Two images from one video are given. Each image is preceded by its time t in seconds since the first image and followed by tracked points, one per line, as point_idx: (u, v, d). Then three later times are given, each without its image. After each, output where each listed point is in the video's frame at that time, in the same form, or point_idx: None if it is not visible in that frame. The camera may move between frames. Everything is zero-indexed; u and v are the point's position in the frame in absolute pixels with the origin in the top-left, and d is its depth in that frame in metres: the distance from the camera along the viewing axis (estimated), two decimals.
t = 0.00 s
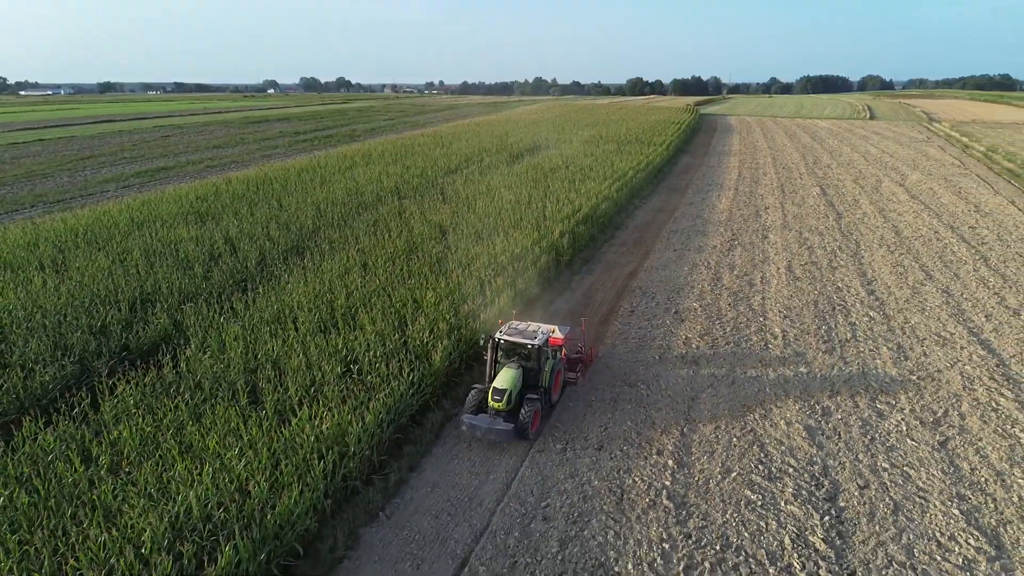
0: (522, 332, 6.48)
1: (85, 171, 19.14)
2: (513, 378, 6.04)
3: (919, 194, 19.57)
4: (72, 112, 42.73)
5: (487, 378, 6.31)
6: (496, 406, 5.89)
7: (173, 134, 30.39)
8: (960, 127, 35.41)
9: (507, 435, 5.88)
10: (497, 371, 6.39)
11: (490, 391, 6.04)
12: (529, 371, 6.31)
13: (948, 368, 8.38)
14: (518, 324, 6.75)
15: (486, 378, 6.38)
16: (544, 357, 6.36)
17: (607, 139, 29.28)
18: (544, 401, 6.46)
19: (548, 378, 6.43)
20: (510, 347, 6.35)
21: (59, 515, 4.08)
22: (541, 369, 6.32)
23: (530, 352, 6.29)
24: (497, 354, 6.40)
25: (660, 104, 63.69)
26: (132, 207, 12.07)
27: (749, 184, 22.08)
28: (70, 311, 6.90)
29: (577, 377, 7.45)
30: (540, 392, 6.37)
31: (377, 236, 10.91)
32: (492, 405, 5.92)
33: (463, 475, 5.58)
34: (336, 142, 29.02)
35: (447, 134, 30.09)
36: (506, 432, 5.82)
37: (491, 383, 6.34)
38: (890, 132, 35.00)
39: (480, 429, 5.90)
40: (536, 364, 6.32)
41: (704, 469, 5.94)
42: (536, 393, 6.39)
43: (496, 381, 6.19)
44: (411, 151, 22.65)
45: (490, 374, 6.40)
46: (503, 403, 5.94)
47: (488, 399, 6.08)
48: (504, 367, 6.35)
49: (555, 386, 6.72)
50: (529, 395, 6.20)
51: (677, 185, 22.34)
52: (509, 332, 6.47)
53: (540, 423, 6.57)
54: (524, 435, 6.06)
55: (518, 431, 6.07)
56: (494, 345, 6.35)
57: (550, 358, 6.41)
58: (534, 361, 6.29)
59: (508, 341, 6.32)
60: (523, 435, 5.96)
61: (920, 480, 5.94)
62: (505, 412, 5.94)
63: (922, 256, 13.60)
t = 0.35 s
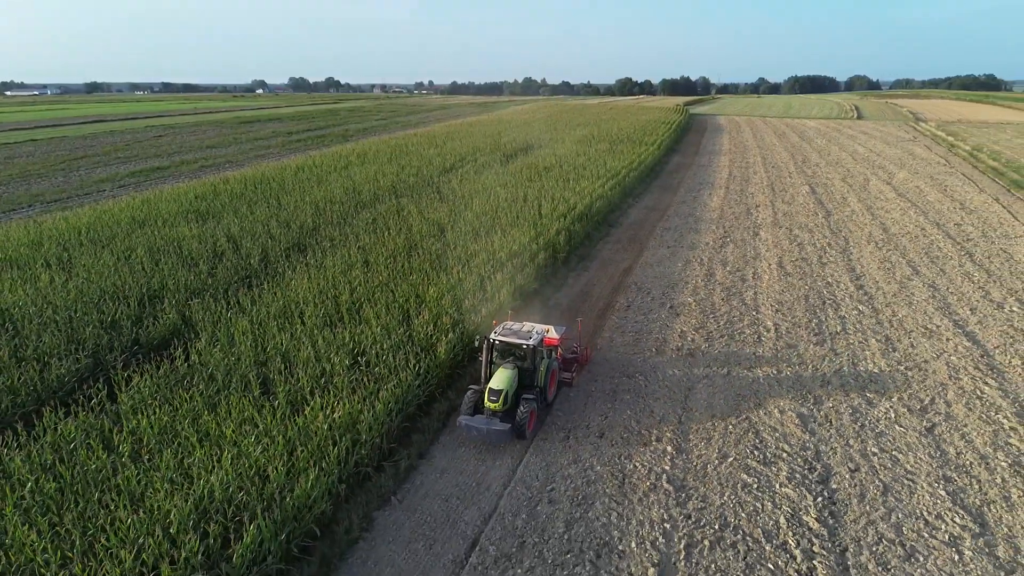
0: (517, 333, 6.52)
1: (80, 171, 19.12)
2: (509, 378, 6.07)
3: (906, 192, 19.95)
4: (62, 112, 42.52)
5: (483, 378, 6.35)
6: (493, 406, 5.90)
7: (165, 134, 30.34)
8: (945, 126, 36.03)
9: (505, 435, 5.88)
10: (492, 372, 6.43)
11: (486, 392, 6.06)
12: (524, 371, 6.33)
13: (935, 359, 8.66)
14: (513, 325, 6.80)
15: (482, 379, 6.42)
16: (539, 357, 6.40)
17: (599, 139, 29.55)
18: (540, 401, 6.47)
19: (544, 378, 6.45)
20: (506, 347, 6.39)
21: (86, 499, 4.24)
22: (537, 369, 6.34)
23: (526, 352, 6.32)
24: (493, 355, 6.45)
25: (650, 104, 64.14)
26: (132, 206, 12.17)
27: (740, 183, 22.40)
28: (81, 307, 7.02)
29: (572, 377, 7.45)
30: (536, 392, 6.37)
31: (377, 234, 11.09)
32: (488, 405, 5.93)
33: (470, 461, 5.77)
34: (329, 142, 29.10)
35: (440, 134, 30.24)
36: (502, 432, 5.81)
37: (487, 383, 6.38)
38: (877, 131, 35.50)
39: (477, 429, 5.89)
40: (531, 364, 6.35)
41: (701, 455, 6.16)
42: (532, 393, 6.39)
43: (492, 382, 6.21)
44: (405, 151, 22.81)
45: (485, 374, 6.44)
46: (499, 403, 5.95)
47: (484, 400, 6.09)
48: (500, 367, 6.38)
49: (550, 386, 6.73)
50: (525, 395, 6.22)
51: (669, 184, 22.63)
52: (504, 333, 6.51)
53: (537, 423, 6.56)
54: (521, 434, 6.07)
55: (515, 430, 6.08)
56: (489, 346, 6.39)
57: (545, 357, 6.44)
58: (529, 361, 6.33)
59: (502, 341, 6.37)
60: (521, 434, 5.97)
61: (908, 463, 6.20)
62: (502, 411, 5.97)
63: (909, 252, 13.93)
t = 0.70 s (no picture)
0: (515, 333, 6.50)
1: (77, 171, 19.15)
2: (507, 378, 6.08)
3: (896, 190, 20.31)
4: (54, 112, 42.40)
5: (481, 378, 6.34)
6: (492, 406, 5.93)
7: (160, 134, 30.33)
8: (933, 126, 36.54)
9: (505, 434, 5.89)
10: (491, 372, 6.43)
11: (485, 392, 6.08)
12: (523, 371, 6.33)
13: (924, 350, 8.93)
14: (511, 325, 6.79)
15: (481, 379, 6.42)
16: (536, 357, 6.39)
17: (594, 139, 29.80)
18: (538, 400, 6.46)
19: (542, 378, 6.45)
20: (504, 347, 6.39)
21: (114, 482, 4.39)
22: (536, 369, 6.33)
23: (524, 352, 6.31)
24: (491, 355, 6.44)
25: (641, 104, 64.48)
26: (135, 204, 12.29)
27: (733, 182, 22.70)
28: (93, 303, 7.16)
29: (570, 377, 7.43)
30: (534, 392, 6.36)
31: (379, 231, 11.26)
32: (487, 405, 5.96)
33: (478, 449, 5.96)
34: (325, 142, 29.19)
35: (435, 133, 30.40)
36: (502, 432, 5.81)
37: (486, 383, 6.38)
38: (867, 131, 35.94)
39: (476, 429, 5.91)
40: (529, 364, 6.34)
41: (701, 441, 6.38)
42: (531, 392, 6.38)
43: (491, 382, 6.21)
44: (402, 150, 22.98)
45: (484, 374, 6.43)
46: (498, 403, 5.98)
47: (483, 400, 6.11)
48: (498, 367, 6.38)
49: (548, 385, 6.72)
50: (524, 395, 6.22)
51: (663, 182, 22.92)
52: (502, 333, 6.50)
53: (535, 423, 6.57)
54: (520, 434, 6.09)
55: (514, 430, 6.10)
56: (487, 346, 6.39)
57: (544, 357, 6.43)
58: (528, 361, 6.32)
59: (500, 341, 6.36)
60: (520, 434, 5.98)
61: (899, 448, 6.45)
62: (501, 411, 5.98)
63: (899, 248, 14.24)
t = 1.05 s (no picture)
0: (514, 333, 6.47)
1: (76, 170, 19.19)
2: (507, 378, 6.07)
3: (886, 189, 20.64)
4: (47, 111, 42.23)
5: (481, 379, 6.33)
6: (491, 407, 5.92)
7: (156, 134, 30.32)
8: (922, 125, 37.02)
9: (505, 435, 5.87)
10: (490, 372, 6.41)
11: (485, 392, 6.07)
12: (522, 371, 6.32)
13: (915, 342, 9.19)
14: (510, 325, 6.77)
15: (481, 379, 6.41)
16: (535, 357, 6.38)
17: (588, 138, 30.04)
18: (538, 401, 6.45)
19: (542, 378, 6.43)
20: (503, 347, 6.37)
21: (140, 468, 4.55)
22: (535, 369, 6.32)
23: (523, 352, 6.30)
24: (490, 355, 6.43)
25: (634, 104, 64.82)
26: (138, 203, 12.40)
27: (726, 180, 22.99)
28: (105, 299, 7.29)
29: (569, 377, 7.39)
30: (534, 392, 6.35)
31: (381, 229, 11.43)
32: (486, 405, 5.95)
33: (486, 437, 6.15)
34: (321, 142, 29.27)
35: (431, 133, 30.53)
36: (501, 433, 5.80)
37: (485, 384, 6.37)
38: (858, 131, 36.35)
39: (475, 429, 5.90)
40: (529, 364, 6.32)
41: (701, 429, 6.60)
42: (530, 393, 6.37)
43: (490, 383, 6.20)
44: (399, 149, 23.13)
45: (483, 375, 6.42)
46: (498, 403, 5.97)
47: (483, 400, 6.10)
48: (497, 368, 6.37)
49: (547, 386, 6.69)
50: (523, 395, 6.20)
51: (658, 181, 23.17)
52: (501, 333, 6.48)
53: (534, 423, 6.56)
54: (519, 434, 6.08)
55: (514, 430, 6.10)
56: (486, 346, 6.38)
57: (543, 357, 6.41)
58: (527, 361, 6.30)
59: (499, 342, 6.34)
60: (519, 434, 5.98)
61: (891, 435, 6.69)
62: (501, 412, 5.98)
63: (890, 245, 14.53)
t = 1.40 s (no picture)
0: (514, 333, 6.44)
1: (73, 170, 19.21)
2: (507, 378, 6.03)
3: (877, 187, 20.98)
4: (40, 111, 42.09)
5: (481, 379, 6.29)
6: (491, 407, 5.88)
7: (152, 134, 30.31)
8: (912, 125, 37.50)
9: (505, 436, 5.82)
10: (489, 373, 6.37)
11: (485, 392, 6.03)
12: (522, 371, 6.28)
13: (906, 335, 9.45)
14: (510, 325, 6.74)
15: (481, 380, 6.37)
16: (536, 357, 6.34)
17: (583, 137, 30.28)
18: (538, 401, 6.40)
19: (542, 379, 6.38)
20: (503, 348, 6.34)
21: (164, 454, 4.71)
22: (535, 369, 6.28)
23: (523, 352, 6.27)
24: (490, 356, 6.40)
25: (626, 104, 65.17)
26: (142, 201, 12.52)
27: (720, 179, 23.27)
28: (117, 295, 7.42)
29: (568, 377, 7.38)
30: (534, 393, 6.30)
31: (383, 226, 11.60)
32: (487, 405, 5.91)
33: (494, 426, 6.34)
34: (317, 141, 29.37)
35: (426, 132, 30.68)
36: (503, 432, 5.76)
37: (485, 384, 6.34)
38: (848, 130, 36.78)
39: (476, 430, 5.86)
40: (529, 364, 6.29)
41: (701, 418, 6.82)
42: (530, 393, 6.33)
43: (490, 383, 6.16)
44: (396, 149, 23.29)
45: (483, 376, 6.39)
46: (498, 403, 5.93)
47: (483, 400, 6.06)
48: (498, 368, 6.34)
49: (546, 386, 6.64)
50: (523, 396, 6.15)
51: (652, 180, 23.43)
52: (501, 333, 6.45)
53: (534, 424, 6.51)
54: (520, 435, 6.04)
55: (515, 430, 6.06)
56: (486, 347, 6.34)
57: (543, 357, 6.37)
58: (527, 362, 6.27)
59: (499, 342, 6.31)
60: (520, 435, 5.93)
61: (884, 422, 6.93)
62: (501, 412, 5.92)
63: (881, 242, 14.82)
